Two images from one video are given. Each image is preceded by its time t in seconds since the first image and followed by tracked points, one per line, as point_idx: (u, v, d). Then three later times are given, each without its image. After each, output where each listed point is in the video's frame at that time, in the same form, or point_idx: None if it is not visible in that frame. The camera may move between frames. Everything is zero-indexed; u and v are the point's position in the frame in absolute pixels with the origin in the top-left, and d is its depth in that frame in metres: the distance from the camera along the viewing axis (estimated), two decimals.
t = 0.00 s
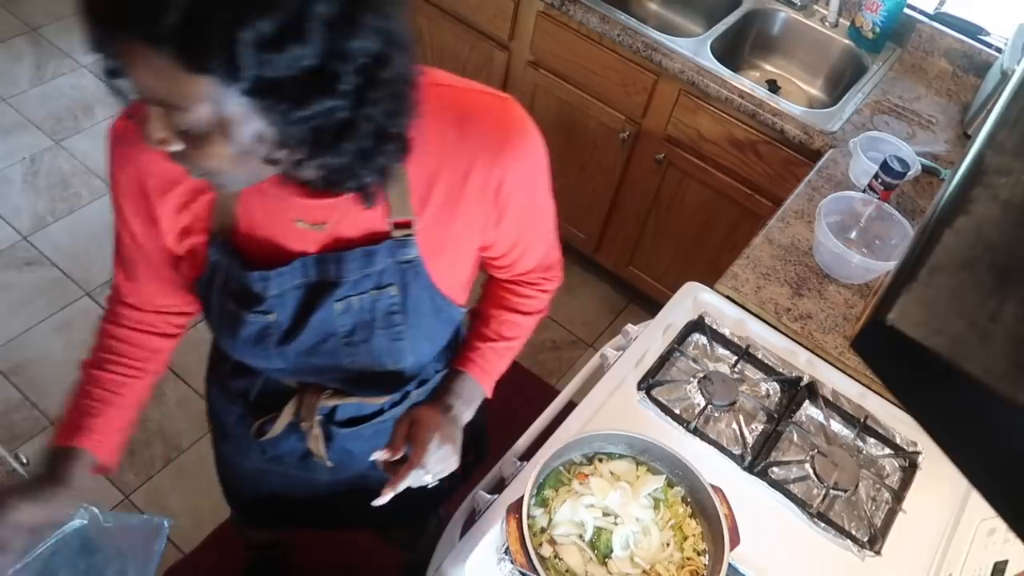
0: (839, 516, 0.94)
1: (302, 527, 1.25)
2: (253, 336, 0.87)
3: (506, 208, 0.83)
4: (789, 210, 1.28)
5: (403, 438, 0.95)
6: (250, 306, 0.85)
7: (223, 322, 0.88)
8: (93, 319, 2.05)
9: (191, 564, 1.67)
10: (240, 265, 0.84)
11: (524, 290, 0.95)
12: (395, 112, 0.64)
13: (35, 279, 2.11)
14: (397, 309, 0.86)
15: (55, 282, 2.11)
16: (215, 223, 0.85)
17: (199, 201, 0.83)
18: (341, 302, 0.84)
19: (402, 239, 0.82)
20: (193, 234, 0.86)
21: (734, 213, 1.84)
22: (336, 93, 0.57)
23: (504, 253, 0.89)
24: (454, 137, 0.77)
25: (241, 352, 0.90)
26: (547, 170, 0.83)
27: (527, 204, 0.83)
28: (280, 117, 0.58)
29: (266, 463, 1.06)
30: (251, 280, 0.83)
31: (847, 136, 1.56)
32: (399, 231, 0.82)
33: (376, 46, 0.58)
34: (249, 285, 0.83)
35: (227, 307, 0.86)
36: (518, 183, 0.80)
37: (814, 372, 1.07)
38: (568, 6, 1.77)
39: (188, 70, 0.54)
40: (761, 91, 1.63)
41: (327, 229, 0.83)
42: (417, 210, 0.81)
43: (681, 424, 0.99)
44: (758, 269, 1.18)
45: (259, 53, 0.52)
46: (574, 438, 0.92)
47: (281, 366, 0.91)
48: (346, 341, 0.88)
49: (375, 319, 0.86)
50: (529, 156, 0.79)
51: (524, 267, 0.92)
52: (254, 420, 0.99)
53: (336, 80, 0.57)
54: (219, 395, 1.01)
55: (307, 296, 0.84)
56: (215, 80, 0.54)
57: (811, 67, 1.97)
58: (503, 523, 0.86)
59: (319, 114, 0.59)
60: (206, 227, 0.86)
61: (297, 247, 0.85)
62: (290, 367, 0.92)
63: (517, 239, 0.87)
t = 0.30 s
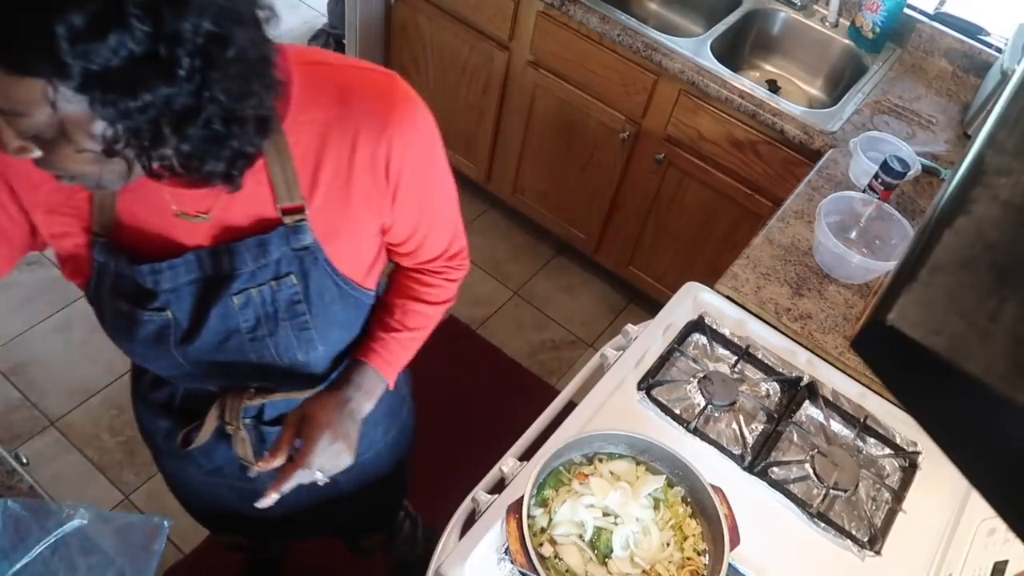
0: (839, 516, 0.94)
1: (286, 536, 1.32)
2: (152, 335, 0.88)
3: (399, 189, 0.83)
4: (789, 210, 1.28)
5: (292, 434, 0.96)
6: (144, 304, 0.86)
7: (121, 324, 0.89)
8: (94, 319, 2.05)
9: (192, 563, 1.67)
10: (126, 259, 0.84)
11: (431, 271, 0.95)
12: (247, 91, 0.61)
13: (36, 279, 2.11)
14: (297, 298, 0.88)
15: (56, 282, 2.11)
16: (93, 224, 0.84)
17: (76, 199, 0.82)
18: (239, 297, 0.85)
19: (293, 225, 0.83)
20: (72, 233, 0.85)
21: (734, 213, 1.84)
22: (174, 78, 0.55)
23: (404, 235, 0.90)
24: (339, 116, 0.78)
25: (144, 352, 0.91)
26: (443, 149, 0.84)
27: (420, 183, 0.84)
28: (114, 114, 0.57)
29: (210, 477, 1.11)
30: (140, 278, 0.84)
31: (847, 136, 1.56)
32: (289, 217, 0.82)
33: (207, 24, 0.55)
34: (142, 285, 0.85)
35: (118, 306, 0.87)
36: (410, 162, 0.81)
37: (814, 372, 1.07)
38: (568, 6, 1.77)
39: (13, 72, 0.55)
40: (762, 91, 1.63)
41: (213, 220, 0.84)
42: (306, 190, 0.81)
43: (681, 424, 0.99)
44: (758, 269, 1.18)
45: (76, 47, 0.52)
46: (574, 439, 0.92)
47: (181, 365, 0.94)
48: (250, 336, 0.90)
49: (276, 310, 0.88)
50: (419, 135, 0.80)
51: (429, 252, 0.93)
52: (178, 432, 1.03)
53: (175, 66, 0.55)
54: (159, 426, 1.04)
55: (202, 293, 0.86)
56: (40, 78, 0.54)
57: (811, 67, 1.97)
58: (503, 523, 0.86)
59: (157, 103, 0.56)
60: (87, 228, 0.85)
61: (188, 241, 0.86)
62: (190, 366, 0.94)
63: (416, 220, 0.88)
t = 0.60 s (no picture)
0: (839, 516, 0.94)
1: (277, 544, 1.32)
2: (129, 326, 0.87)
3: (363, 156, 0.87)
4: (789, 210, 1.28)
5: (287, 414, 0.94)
6: (119, 293, 0.86)
7: (93, 319, 0.88)
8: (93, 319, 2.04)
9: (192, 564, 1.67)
10: (97, 245, 0.84)
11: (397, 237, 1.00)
12: (207, 68, 0.63)
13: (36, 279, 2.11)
14: (275, 275, 0.89)
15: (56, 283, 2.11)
16: (61, 216, 0.85)
17: (43, 190, 0.84)
18: (215, 276, 0.86)
19: (265, 201, 0.85)
20: (39, 229, 0.86)
21: (734, 213, 1.84)
22: (133, 59, 0.58)
23: (371, 204, 0.94)
24: (298, 90, 0.82)
25: (120, 347, 0.90)
26: (397, 111, 0.89)
27: (382, 147, 0.88)
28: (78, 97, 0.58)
29: (187, 488, 1.11)
30: (113, 264, 0.84)
31: (847, 136, 1.56)
32: (260, 194, 0.84)
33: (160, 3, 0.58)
34: (117, 274, 0.85)
35: (90, 297, 0.87)
36: (370, 126, 0.85)
37: (814, 372, 1.07)
38: (568, 6, 1.77)
39: None
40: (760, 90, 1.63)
41: (183, 202, 0.85)
42: (273, 167, 0.84)
43: (681, 424, 0.99)
44: (758, 269, 1.18)
45: (33, 36, 0.54)
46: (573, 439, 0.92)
47: (162, 357, 0.92)
48: (229, 318, 0.89)
49: (253, 290, 0.89)
50: (376, 98, 0.85)
51: (396, 218, 0.97)
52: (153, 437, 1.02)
53: (132, 47, 0.57)
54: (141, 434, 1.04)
55: (178, 278, 0.86)
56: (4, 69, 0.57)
57: (811, 67, 1.97)
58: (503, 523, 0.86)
59: (119, 86, 0.58)
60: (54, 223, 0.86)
61: (160, 225, 0.87)
62: (171, 358, 0.92)
63: (380, 186, 0.92)
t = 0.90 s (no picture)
0: (839, 516, 0.94)
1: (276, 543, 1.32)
2: (133, 309, 0.86)
3: (351, 125, 0.91)
4: (789, 210, 1.28)
5: (333, 383, 1.03)
6: (122, 274, 0.85)
7: (95, 306, 0.86)
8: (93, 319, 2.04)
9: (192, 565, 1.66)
10: (97, 227, 0.84)
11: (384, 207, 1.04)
12: (204, 38, 0.66)
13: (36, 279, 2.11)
14: (275, 246, 0.89)
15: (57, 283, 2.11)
16: (57, 203, 0.84)
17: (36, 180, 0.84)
18: (217, 249, 0.86)
19: (262, 172, 0.86)
20: (35, 220, 0.86)
21: (734, 213, 1.84)
22: (137, 29, 0.60)
23: (358, 175, 0.97)
24: (283, 64, 0.85)
25: (124, 333, 0.87)
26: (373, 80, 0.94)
27: (367, 117, 0.92)
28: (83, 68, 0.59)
29: (194, 493, 1.10)
30: (116, 246, 0.84)
31: (847, 136, 1.56)
32: (256, 165, 0.86)
33: None
34: (119, 257, 0.85)
35: (91, 283, 0.85)
36: (356, 93, 0.89)
37: (814, 372, 1.07)
38: (568, 6, 1.77)
39: None
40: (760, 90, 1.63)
41: (181, 179, 0.86)
42: (267, 142, 0.87)
43: (681, 424, 0.98)
44: (758, 269, 1.18)
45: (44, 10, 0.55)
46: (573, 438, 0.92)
47: (168, 343, 0.90)
48: (233, 293, 0.88)
49: (255, 263, 0.89)
50: (356, 65, 0.89)
51: (385, 184, 1.01)
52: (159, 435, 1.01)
53: (135, 16, 0.59)
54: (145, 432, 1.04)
55: (180, 258, 0.86)
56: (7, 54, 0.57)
57: (811, 67, 1.97)
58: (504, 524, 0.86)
59: (126, 55, 0.60)
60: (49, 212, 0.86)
61: (160, 204, 0.87)
62: (176, 344, 0.90)
63: (367, 157, 0.96)
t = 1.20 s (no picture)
0: (839, 516, 0.94)
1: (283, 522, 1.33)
2: (143, 311, 0.86)
3: (334, 103, 0.91)
4: (789, 210, 1.28)
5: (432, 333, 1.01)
6: (127, 277, 0.85)
7: (104, 313, 0.86)
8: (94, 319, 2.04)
9: (192, 564, 1.67)
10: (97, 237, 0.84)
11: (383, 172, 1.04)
12: None
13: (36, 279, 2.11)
14: (273, 234, 0.90)
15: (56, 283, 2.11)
16: (53, 218, 0.83)
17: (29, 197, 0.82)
18: (218, 243, 0.86)
19: (250, 162, 0.87)
20: (33, 236, 0.84)
21: (734, 213, 1.84)
22: None
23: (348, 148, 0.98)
24: (261, 50, 0.84)
25: (135, 334, 0.88)
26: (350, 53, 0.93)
27: (350, 92, 0.92)
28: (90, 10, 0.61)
29: (214, 473, 1.11)
30: (117, 252, 0.84)
31: (847, 136, 1.56)
32: (245, 156, 0.87)
33: None
34: (121, 263, 0.85)
35: (97, 292, 0.85)
36: (335, 70, 0.89)
37: (814, 372, 1.07)
38: (568, 6, 1.77)
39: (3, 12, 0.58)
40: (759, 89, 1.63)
41: (174, 175, 0.86)
42: (255, 129, 0.87)
43: (681, 424, 0.99)
44: (758, 269, 1.18)
45: None
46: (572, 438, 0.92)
47: (180, 340, 0.90)
48: (238, 285, 0.89)
49: (255, 252, 0.89)
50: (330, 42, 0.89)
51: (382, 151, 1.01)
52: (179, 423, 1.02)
53: None
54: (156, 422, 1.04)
55: (183, 255, 0.86)
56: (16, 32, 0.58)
57: (811, 67, 1.97)
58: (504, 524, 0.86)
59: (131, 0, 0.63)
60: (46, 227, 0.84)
61: (158, 203, 0.87)
62: (189, 340, 0.91)
63: (356, 129, 0.96)
